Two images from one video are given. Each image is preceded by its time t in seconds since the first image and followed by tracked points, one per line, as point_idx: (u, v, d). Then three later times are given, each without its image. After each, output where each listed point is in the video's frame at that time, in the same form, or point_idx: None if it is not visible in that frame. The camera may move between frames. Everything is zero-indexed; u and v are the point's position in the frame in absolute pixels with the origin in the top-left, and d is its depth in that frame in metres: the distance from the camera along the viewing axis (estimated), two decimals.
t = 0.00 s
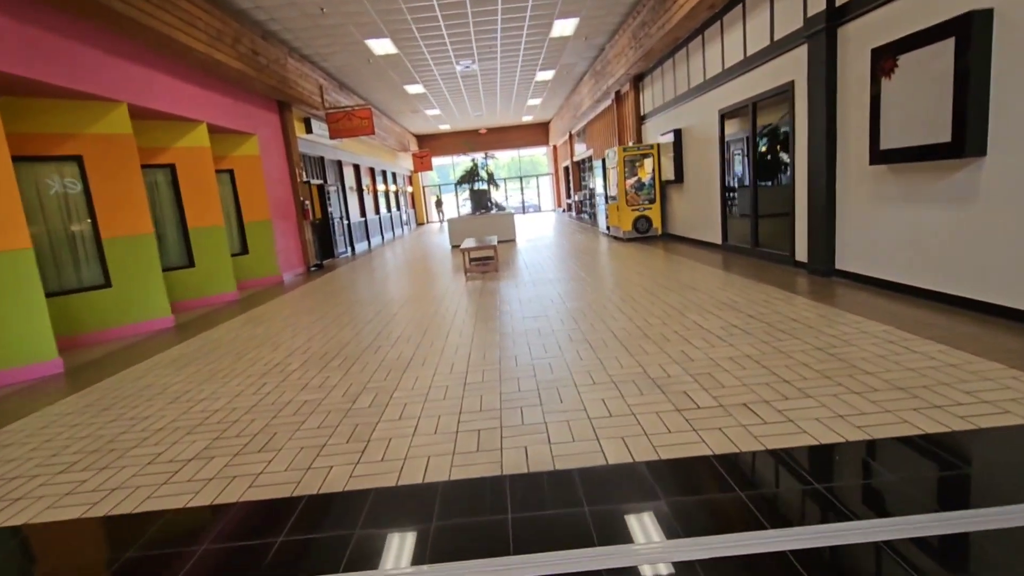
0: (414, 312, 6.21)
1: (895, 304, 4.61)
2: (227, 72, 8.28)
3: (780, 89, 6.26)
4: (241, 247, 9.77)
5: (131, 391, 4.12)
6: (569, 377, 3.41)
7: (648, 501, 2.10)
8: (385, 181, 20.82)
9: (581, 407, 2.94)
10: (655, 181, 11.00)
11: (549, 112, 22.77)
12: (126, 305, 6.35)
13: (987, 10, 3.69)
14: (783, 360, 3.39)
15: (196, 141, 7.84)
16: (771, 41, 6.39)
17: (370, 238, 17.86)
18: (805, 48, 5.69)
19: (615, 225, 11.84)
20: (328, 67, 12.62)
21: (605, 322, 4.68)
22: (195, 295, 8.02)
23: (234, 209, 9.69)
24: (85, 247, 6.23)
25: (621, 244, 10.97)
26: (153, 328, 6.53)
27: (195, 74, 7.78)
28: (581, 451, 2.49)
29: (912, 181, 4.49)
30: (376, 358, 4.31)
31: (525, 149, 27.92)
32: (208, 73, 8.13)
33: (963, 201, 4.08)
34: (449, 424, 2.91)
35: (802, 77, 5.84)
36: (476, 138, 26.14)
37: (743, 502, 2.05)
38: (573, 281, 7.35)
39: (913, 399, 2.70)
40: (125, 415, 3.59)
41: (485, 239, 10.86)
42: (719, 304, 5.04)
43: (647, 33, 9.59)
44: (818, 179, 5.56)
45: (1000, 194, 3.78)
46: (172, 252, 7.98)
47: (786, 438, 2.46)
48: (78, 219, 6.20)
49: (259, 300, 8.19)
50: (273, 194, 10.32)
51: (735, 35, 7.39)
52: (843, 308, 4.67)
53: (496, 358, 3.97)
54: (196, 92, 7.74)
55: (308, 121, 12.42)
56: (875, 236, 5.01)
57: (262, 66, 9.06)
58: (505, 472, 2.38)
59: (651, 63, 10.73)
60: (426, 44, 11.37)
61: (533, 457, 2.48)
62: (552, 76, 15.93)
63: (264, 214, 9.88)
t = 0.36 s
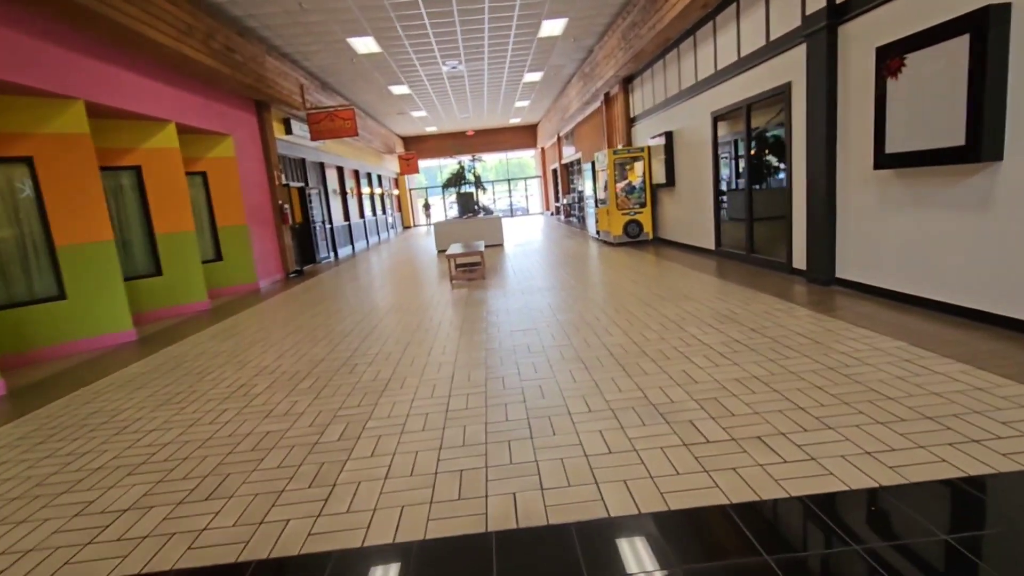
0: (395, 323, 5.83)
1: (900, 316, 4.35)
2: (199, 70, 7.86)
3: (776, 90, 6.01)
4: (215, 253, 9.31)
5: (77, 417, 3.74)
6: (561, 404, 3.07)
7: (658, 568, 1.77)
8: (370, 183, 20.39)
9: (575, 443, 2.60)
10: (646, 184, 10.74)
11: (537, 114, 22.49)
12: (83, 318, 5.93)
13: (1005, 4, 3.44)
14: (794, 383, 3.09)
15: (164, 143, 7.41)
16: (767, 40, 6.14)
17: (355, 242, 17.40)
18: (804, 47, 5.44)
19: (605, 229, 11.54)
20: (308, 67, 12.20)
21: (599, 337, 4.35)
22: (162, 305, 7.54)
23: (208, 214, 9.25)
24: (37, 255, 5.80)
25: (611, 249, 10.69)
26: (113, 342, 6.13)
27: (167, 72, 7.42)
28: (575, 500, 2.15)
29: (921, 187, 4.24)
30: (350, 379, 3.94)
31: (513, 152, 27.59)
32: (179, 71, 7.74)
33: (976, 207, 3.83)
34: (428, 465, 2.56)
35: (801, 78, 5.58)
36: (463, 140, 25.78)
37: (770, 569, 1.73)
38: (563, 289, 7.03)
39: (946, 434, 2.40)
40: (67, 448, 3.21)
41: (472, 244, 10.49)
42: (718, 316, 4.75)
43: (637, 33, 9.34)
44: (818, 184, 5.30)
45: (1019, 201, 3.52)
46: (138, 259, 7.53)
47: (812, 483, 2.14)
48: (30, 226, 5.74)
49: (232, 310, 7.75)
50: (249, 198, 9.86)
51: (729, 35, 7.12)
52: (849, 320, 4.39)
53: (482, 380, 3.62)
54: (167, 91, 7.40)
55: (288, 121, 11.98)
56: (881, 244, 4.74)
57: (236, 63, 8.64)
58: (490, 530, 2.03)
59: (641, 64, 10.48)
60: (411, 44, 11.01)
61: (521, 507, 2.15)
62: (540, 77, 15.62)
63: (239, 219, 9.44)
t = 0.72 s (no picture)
0: (379, 333, 5.43)
1: (925, 328, 4.03)
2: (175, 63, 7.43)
3: (785, 88, 5.70)
4: (192, 257, 8.86)
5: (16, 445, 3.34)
6: (562, 435, 2.68)
7: None
8: (358, 185, 19.94)
9: (579, 484, 2.23)
10: (642, 186, 10.43)
11: (529, 115, 22.16)
12: (41, 327, 5.49)
13: None
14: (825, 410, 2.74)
15: (136, 139, 6.96)
16: (774, 35, 5.82)
17: (342, 244, 16.94)
18: (816, 42, 5.13)
19: (600, 232, 11.20)
20: (293, 63, 11.76)
21: (600, 351, 3.99)
22: (131, 312, 7.07)
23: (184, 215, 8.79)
24: None
25: (606, 253, 10.35)
26: (73, 353, 5.67)
27: (140, 65, 7.01)
28: (584, 564, 1.77)
29: (949, 189, 3.92)
30: (325, 399, 3.58)
31: (504, 153, 27.24)
32: (154, 64, 7.31)
33: (1012, 212, 3.51)
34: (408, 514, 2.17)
35: (812, 74, 5.27)
36: (454, 141, 25.39)
37: None
38: (558, 296, 6.66)
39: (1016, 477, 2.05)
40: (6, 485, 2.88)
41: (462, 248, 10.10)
42: (728, 328, 4.40)
43: (633, 31, 9.02)
44: (831, 187, 4.99)
45: None
46: (106, 262, 7.07)
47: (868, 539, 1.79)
48: None
49: (207, 317, 7.30)
50: (229, 198, 9.41)
51: (731, 31, 6.81)
52: (870, 334, 4.06)
53: (471, 403, 3.24)
54: (139, 84, 6.98)
55: (271, 119, 11.53)
56: (901, 250, 4.42)
57: (215, 57, 8.21)
58: None
59: (637, 62, 10.17)
60: (400, 41, 10.62)
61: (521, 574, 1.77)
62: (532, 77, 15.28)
63: (218, 221, 8.99)
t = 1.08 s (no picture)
0: (360, 344, 4.99)
1: (950, 340, 3.77)
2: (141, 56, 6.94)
3: (790, 85, 5.44)
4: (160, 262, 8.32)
5: None
6: (573, 473, 2.29)
7: None
8: (340, 187, 19.40)
9: (601, 539, 1.87)
10: (634, 189, 10.16)
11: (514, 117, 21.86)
12: None
13: None
14: (869, 438, 2.42)
15: (96, 136, 6.43)
16: (779, 30, 5.56)
17: (323, 249, 16.41)
18: (825, 36, 4.87)
19: (590, 236, 10.90)
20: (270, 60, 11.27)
21: (604, 367, 3.62)
22: (90, 323, 6.54)
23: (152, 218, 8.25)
24: None
25: (596, 258, 10.05)
26: (22, 369, 5.16)
27: (101, 56, 6.49)
28: None
29: (976, 191, 3.67)
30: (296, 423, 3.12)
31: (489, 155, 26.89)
32: (116, 56, 6.80)
33: None
34: None
35: (821, 69, 5.01)
36: (438, 143, 24.96)
37: None
38: (551, 303, 6.29)
39: None
40: None
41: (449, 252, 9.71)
42: (740, 339, 4.09)
43: (625, 29, 8.73)
44: (843, 188, 4.72)
45: None
46: (63, 269, 6.50)
47: None
48: None
49: (175, 327, 6.78)
50: (201, 200, 8.88)
51: (730, 27, 6.55)
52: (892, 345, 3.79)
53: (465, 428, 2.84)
54: (100, 77, 6.46)
55: (247, 118, 11.01)
56: (921, 256, 4.17)
57: (186, 50, 7.72)
58: None
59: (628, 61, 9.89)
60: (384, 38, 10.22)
61: None
62: (518, 78, 14.96)
63: (188, 224, 8.46)
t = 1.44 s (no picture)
0: (343, 360, 4.64)
1: (978, 354, 3.52)
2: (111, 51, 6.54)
3: (798, 83, 5.18)
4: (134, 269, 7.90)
5: None
6: (584, 525, 1.98)
7: None
8: (328, 189, 18.98)
9: None
10: (629, 191, 9.89)
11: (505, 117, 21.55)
12: None
13: None
14: (917, 477, 2.14)
15: (61, 136, 6.02)
16: (784, 25, 5.30)
17: (309, 252, 15.99)
18: (836, 30, 4.61)
19: (584, 239, 10.62)
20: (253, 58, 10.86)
21: (609, 389, 3.30)
22: (55, 336, 6.14)
23: (125, 222, 7.84)
24: None
25: (591, 262, 9.77)
26: None
27: (65, 51, 6.08)
28: None
29: (1006, 195, 3.42)
30: (266, 460, 2.76)
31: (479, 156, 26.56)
32: (82, 51, 6.38)
33: None
34: None
35: (831, 66, 4.75)
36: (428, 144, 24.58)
37: None
38: (546, 312, 5.98)
39: None
40: None
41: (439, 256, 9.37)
42: (752, 354, 3.81)
43: (620, 26, 8.47)
44: (857, 192, 4.47)
45: None
46: (26, 279, 6.09)
47: None
48: None
49: (148, 339, 6.37)
50: (178, 204, 8.46)
51: (731, 23, 6.30)
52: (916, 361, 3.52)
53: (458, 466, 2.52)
54: (64, 73, 6.05)
55: (228, 117, 10.60)
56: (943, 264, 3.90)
57: (160, 45, 7.33)
58: None
59: (623, 60, 9.63)
60: (372, 36, 9.84)
61: None
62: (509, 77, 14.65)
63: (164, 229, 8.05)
